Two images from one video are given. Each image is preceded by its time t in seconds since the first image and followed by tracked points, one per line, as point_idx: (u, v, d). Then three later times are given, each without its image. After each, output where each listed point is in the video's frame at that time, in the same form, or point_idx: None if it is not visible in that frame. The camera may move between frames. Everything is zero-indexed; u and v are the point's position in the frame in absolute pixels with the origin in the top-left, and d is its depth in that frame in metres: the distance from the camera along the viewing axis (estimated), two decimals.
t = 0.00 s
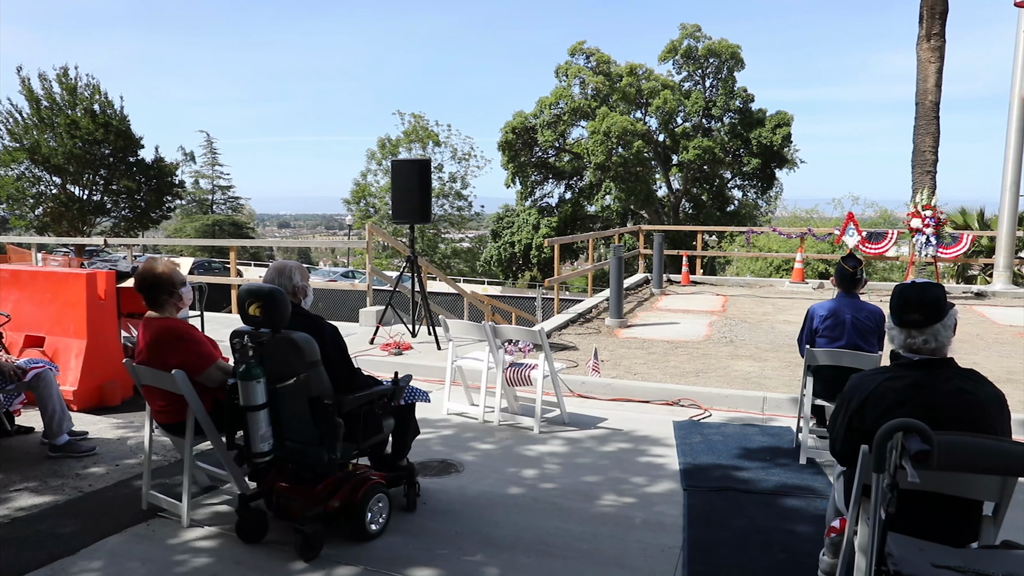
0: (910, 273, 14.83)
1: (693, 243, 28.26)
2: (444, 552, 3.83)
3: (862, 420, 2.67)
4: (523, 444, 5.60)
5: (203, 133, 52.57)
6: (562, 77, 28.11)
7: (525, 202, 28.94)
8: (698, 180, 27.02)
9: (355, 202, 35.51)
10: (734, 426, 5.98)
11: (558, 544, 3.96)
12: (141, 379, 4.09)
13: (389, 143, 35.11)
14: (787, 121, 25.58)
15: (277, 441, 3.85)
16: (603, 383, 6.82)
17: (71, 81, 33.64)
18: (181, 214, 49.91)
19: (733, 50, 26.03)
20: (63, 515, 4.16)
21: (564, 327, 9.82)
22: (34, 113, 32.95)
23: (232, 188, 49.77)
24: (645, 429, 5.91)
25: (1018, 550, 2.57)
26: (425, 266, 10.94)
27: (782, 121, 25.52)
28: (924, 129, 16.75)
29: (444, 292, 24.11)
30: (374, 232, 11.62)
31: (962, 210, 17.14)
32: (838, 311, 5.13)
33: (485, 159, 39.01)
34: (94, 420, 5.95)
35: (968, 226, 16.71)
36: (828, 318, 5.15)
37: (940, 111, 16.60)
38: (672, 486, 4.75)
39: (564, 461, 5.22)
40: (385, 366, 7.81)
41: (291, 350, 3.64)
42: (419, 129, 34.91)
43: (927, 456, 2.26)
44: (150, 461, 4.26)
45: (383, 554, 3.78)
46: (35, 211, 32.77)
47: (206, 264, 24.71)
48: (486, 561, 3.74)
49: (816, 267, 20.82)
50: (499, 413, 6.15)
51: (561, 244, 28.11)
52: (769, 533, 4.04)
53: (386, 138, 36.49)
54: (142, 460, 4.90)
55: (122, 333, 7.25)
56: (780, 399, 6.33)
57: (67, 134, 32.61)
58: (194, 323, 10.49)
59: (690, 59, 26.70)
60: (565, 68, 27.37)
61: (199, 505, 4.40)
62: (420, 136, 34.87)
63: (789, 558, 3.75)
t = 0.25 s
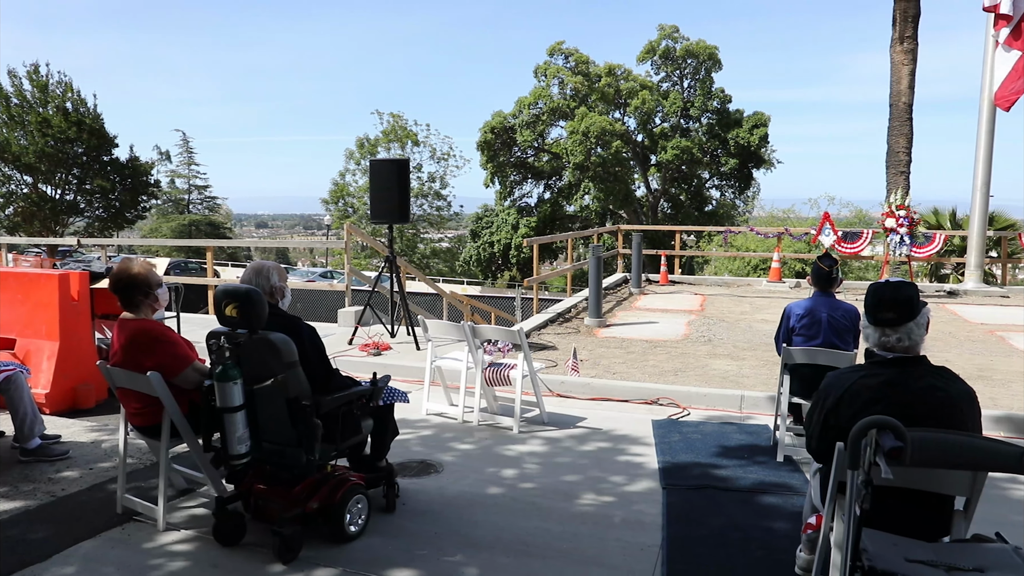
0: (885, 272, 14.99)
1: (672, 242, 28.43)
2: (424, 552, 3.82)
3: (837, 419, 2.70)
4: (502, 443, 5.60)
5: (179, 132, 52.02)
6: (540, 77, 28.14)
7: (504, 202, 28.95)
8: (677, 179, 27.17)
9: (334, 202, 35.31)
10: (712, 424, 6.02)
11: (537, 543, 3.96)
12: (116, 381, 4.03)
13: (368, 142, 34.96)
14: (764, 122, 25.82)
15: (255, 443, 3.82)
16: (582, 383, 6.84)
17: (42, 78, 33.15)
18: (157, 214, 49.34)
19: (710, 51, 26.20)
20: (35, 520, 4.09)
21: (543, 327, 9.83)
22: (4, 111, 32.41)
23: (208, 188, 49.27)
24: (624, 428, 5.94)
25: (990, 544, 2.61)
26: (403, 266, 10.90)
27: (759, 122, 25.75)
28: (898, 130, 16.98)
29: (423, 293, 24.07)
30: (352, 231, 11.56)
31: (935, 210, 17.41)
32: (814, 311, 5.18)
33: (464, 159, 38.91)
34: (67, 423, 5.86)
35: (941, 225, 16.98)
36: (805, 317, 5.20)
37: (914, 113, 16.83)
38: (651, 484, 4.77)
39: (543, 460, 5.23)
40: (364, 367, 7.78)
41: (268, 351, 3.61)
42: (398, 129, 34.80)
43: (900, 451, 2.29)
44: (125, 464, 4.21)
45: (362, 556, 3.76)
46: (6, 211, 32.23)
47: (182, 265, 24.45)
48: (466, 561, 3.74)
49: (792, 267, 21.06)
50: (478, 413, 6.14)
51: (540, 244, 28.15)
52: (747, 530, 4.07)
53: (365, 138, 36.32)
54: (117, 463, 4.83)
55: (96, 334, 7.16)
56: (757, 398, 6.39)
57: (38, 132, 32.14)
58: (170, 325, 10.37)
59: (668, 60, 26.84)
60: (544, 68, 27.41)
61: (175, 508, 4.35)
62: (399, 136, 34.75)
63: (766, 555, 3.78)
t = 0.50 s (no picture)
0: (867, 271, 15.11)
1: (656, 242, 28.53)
2: (409, 553, 3.81)
3: (819, 417, 2.72)
4: (487, 443, 5.59)
5: (161, 131, 51.61)
6: (525, 77, 28.15)
7: (489, 202, 28.95)
8: (661, 180, 27.27)
9: (318, 202, 35.13)
10: (696, 423, 6.06)
11: (522, 543, 3.96)
12: (96, 383, 3.99)
13: (352, 142, 34.82)
14: (748, 122, 25.97)
15: (238, 444, 3.79)
16: (567, 382, 6.84)
17: (21, 76, 32.77)
18: (138, 214, 48.91)
19: (694, 52, 26.31)
20: (14, 525, 4.04)
21: (528, 327, 9.83)
22: None
23: (191, 188, 48.88)
24: (609, 427, 5.95)
25: (969, 539, 2.64)
26: (388, 266, 10.87)
27: (743, 122, 25.91)
28: (879, 131, 17.15)
29: (408, 293, 24.00)
30: (335, 231, 11.51)
31: (916, 210, 17.58)
32: (796, 310, 5.21)
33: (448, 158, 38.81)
34: (47, 426, 5.80)
35: (921, 225, 17.15)
36: (788, 316, 5.23)
37: (895, 114, 16.99)
38: (636, 483, 4.79)
39: (528, 460, 5.23)
40: (348, 367, 7.75)
41: (251, 352, 3.58)
42: (382, 129, 34.69)
43: (882, 450, 2.31)
44: (105, 467, 4.16)
45: (346, 557, 3.74)
46: None
47: (164, 265, 24.23)
48: (451, 562, 3.73)
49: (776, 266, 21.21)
50: (463, 413, 6.13)
51: (525, 244, 28.17)
52: (731, 528, 4.10)
53: (349, 138, 36.17)
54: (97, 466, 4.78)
55: (76, 336, 7.08)
56: (741, 397, 6.43)
57: (17, 130, 31.75)
58: (152, 325, 10.28)
59: (652, 60, 26.92)
60: (529, 68, 27.43)
61: (157, 511, 4.31)
62: (383, 136, 34.65)
63: (749, 553, 3.81)
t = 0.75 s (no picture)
0: (846, 270, 15.26)
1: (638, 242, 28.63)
2: (391, 555, 3.79)
3: (799, 415, 2.75)
4: (469, 444, 5.58)
5: (140, 130, 51.06)
6: (507, 77, 28.14)
7: (471, 202, 28.92)
8: (643, 180, 27.36)
9: (299, 202, 34.92)
10: (677, 422, 6.08)
11: (506, 543, 3.96)
12: (72, 386, 3.94)
13: (334, 142, 34.64)
14: (728, 123, 26.13)
15: (218, 446, 3.75)
16: (549, 382, 6.85)
17: None
18: (116, 214, 48.34)
19: (675, 53, 26.44)
20: None
21: (510, 327, 9.83)
22: None
23: (170, 187, 48.39)
24: (591, 427, 5.97)
25: (945, 534, 2.67)
26: (370, 266, 10.82)
27: (723, 123, 26.08)
28: (857, 131, 17.32)
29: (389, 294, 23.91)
30: (316, 231, 11.44)
31: (894, 210, 17.79)
32: (777, 309, 5.25)
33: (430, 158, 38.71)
34: (22, 429, 5.71)
35: (899, 225, 17.35)
36: (768, 315, 5.27)
37: (872, 115, 17.18)
38: (618, 483, 4.80)
39: (511, 460, 5.23)
40: (329, 368, 7.70)
41: (231, 353, 3.56)
42: (364, 128, 34.54)
43: (860, 448, 2.32)
44: (82, 471, 4.11)
45: (328, 559, 3.72)
46: None
47: (142, 265, 23.98)
48: (434, 562, 3.73)
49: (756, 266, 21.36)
50: (446, 414, 6.12)
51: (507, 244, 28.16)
52: (712, 526, 4.12)
53: (330, 137, 35.98)
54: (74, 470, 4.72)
55: (52, 338, 6.98)
56: (722, 395, 6.46)
57: None
58: (129, 327, 10.17)
59: (634, 60, 27.01)
60: (511, 68, 27.43)
61: (135, 515, 4.26)
62: (365, 135, 34.50)
63: (731, 550, 3.83)
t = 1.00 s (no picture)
0: (825, 270, 15.40)
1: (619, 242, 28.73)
2: (372, 556, 3.78)
3: (777, 413, 2.77)
4: (451, 444, 5.57)
5: (117, 129, 50.42)
6: (488, 77, 28.12)
7: (452, 202, 28.87)
8: (624, 180, 27.46)
9: (279, 202, 34.67)
10: (658, 421, 6.11)
11: (487, 544, 3.96)
12: (47, 388, 3.88)
13: (314, 141, 34.44)
14: (709, 123, 26.30)
15: (196, 448, 3.72)
16: (530, 382, 6.85)
17: None
18: (93, 213, 47.72)
19: (656, 53, 26.56)
20: None
21: (491, 327, 9.82)
22: None
23: (148, 187, 47.85)
24: (572, 427, 5.97)
25: (922, 529, 2.71)
26: (350, 266, 10.76)
27: (704, 123, 26.24)
28: (836, 132, 17.49)
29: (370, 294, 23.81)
30: (296, 231, 11.36)
31: (871, 210, 17.98)
32: (756, 308, 5.29)
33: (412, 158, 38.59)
34: None
35: (876, 225, 17.54)
36: (748, 314, 5.30)
37: (850, 116, 17.36)
38: (599, 482, 4.81)
39: (492, 460, 5.22)
40: (309, 369, 7.65)
41: (209, 354, 3.52)
42: (344, 128, 34.36)
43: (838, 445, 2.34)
44: (58, 474, 4.05)
45: (308, 561, 3.70)
46: None
47: (119, 266, 23.69)
48: (415, 563, 3.71)
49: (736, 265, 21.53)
50: (427, 414, 6.10)
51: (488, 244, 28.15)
52: (692, 524, 4.14)
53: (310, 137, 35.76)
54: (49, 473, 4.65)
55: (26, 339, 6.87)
56: (702, 394, 6.50)
57: None
58: (106, 328, 10.04)
59: (615, 61, 27.09)
60: (492, 68, 27.42)
61: (112, 518, 4.21)
62: (345, 135, 34.33)
63: (711, 548, 3.85)
